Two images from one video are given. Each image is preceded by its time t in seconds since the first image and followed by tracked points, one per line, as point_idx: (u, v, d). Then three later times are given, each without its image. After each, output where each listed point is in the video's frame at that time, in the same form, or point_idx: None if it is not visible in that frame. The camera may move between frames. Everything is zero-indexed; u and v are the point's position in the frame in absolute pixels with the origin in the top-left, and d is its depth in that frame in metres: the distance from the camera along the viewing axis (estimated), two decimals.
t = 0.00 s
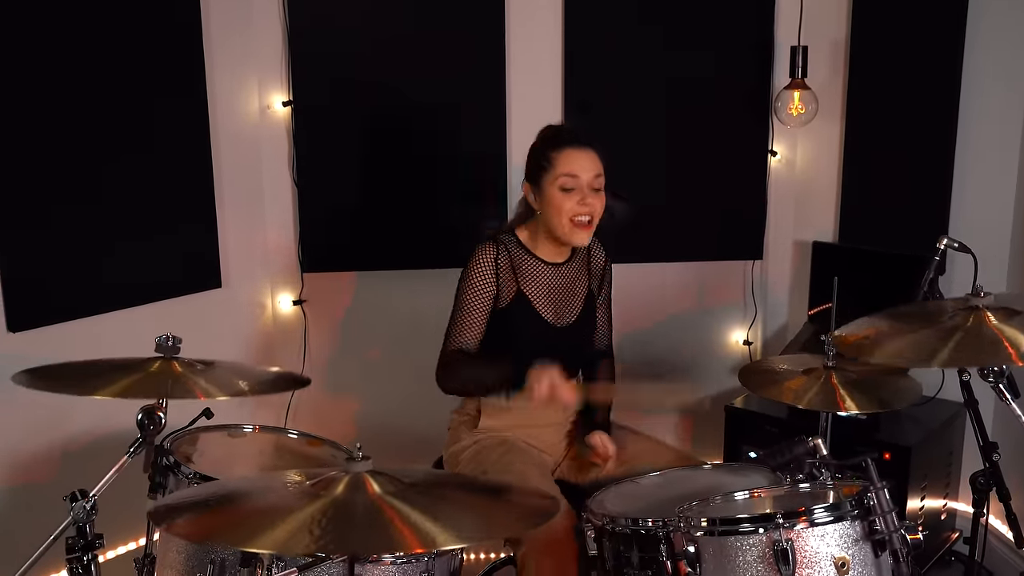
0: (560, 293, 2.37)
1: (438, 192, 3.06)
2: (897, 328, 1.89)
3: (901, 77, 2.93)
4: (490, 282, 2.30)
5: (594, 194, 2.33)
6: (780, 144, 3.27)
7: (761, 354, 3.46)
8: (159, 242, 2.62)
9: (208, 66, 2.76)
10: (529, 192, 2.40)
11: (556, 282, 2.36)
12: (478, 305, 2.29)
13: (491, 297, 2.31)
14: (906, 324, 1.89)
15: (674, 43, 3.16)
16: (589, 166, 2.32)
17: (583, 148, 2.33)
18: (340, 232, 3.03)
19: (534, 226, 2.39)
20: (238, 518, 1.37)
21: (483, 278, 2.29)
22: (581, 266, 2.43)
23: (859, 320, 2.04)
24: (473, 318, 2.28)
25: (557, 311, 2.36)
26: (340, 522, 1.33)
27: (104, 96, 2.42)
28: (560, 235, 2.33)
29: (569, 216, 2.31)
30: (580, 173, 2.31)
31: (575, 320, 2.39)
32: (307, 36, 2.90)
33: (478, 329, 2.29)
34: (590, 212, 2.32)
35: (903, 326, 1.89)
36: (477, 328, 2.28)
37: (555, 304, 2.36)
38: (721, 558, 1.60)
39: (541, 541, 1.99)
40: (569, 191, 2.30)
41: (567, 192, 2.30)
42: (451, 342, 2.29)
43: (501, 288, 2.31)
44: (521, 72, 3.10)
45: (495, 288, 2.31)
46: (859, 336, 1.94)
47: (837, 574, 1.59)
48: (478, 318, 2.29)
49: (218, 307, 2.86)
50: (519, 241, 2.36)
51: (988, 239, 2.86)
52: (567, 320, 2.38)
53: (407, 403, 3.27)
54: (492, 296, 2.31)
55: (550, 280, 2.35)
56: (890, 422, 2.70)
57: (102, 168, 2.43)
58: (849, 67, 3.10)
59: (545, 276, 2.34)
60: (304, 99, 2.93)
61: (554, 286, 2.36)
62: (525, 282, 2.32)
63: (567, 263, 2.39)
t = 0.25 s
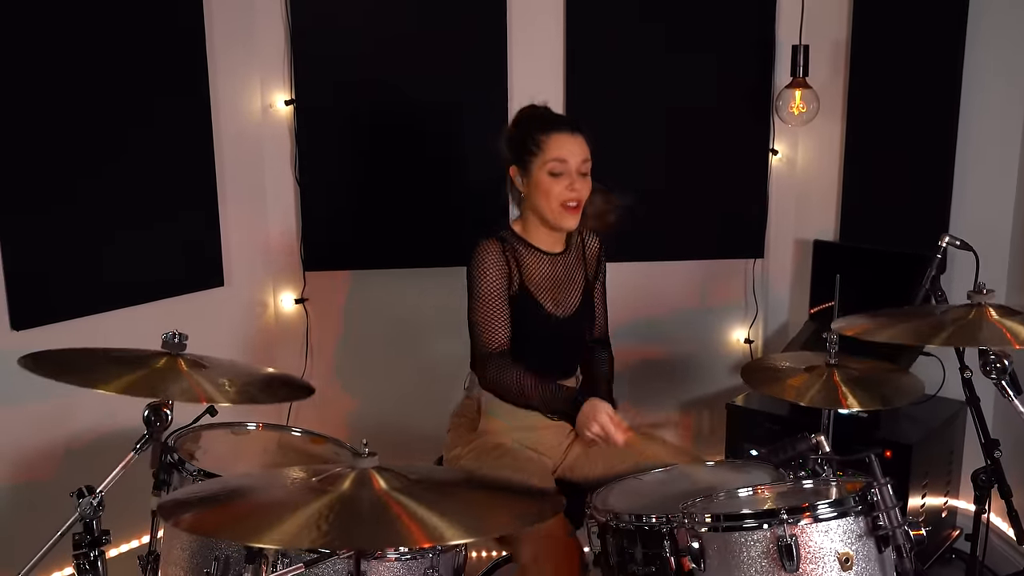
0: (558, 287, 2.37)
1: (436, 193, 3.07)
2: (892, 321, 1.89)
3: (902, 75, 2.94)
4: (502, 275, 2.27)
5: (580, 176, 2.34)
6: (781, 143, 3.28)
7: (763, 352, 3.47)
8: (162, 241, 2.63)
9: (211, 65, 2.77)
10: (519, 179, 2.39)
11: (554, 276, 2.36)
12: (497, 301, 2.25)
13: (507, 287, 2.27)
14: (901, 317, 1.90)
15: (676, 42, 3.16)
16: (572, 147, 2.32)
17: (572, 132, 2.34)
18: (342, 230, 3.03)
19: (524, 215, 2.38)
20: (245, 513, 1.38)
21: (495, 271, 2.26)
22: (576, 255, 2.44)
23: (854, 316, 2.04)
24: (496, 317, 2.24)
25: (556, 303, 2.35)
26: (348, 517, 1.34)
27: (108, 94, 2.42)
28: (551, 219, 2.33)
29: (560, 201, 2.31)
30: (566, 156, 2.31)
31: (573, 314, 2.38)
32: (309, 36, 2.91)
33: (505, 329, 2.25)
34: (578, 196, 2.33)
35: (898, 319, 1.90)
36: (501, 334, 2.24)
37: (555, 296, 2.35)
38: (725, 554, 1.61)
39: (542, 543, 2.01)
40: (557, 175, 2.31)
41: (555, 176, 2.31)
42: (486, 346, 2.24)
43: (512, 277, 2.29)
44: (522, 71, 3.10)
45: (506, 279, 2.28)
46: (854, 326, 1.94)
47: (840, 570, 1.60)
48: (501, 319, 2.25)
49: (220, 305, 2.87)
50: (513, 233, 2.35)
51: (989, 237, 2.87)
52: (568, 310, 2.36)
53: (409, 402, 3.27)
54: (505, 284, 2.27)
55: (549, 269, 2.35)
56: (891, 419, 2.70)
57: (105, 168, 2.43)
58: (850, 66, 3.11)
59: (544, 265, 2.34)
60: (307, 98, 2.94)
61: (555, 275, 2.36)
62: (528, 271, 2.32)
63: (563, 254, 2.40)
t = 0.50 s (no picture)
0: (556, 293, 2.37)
1: (428, 195, 3.07)
2: (900, 323, 1.89)
3: (901, 75, 2.95)
4: (497, 287, 2.24)
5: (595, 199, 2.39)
6: (781, 142, 3.29)
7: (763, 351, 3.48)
8: (164, 240, 2.63)
9: (212, 64, 2.77)
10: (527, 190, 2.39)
11: (552, 283, 2.36)
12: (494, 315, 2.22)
13: (504, 302, 2.25)
14: (908, 318, 1.90)
15: (675, 41, 3.17)
16: (590, 170, 2.36)
17: (592, 153, 2.37)
18: (342, 230, 3.03)
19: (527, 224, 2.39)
20: (251, 510, 1.38)
21: (490, 282, 2.23)
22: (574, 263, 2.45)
23: (857, 317, 2.04)
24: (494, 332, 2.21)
25: (555, 309, 2.37)
26: (354, 513, 1.35)
27: (109, 93, 2.42)
28: (558, 238, 2.37)
29: (576, 225, 2.36)
30: (582, 177, 2.36)
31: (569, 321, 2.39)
32: (310, 35, 2.91)
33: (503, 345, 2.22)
34: (591, 219, 2.38)
35: (904, 321, 1.90)
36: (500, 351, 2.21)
37: (554, 302, 2.36)
38: (728, 550, 1.62)
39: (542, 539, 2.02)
40: (573, 196, 2.35)
41: (570, 198, 2.35)
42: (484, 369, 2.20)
43: (510, 289, 2.27)
44: (523, 71, 3.11)
45: (503, 292, 2.25)
46: (858, 330, 1.94)
47: (844, 565, 1.60)
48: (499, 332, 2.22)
49: (222, 304, 2.87)
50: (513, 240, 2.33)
51: (989, 234, 2.88)
52: (567, 318, 2.38)
53: (410, 401, 3.27)
54: (504, 297, 2.25)
55: (548, 277, 2.35)
56: (891, 417, 2.71)
57: (107, 168, 2.44)
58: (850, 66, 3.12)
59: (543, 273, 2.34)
60: (308, 97, 2.93)
61: (552, 282, 2.36)
62: (526, 280, 2.30)
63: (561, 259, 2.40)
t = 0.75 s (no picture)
0: (568, 285, 2.34)
1: (428, 196, 3.08)
2: (894, 316, 1.90)
3: (898, 75, 2.97)
4: (496, 277, 2.27)
5: (585, 189, 2.29)
6: (778, 142, 3.31)
7: (761, 350, 3.50)
8: (165, 240, 2.63)
9: (212, 64, 2.78)
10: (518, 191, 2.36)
11: (564, 276, 2.33)
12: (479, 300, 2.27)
13: (499, 292, 2.27)
14: (902, 312, 1.90)
15: (674, 41, 3.19)
16: (577, 162, 2.27)
17: (577, 144, 2.29)
18: (343, 230, 3.04)
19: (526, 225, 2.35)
20: (257, 507, 1.39)
21: (490, 272, 2.26)
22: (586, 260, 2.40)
23: (854, 313, 2.05)
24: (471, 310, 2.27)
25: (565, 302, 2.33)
26: (360, 509, 1.36)
27: (110, 92, 2.43)
28: (555, 231, 2.31)
29: (564, 213, 2.27)
30: (565, 170, 2.27)
31: (583, 313, 2.37)
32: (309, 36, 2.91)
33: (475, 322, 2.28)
34: (581, 209, 2.28)
35: (900, 314, 1.90)
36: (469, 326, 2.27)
37: (565, 295, 2.33)
38: (730, 545, 1.63)
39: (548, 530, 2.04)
40: (558, 188, 2.27)
41: (558, 189, 2.27)
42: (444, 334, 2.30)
43: (509, 281, 2.28)
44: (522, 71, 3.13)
45: (501, 282, 2.27)
46: (856, 322, 1.93)
47: (844, 560, 1.62)
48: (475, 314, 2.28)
49: (222, 304, 2.87)
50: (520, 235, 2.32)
51: (984, 233, 2.91)
52: (578, 312, 2.35)
53: (409, 401, 3.28)
54: (501, 287, 2.27)
55: (555, 271, 2.32)
56: (888, 415, 2.73)
57: (109, 169, 2.44)
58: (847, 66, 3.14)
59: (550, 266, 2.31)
60: (307, 97, 2.94)
61: (561, 277, 2.33)
62: (535, 274, 2.29)
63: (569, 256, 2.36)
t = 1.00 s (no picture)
0: (552, 290, 2.36)
1: (422, 198, 3.09)
2: (892, 317, 1.92)
3: (892, 75, 2.99)
4: (473, 270, 2.39)
5: (554, 200, 2.22)
6: (773, 141, 3.33)
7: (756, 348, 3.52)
8: (163, 242, 2.64)
9: (210, 64, 2.78)
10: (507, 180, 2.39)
11: (548, 279, 2.36)
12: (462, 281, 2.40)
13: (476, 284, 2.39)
14: (901, 313, 1.92)
15: (670, 41, 3.20)
16: (542, 171, 2.19)
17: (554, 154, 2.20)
18: (343, 229, 3.05)
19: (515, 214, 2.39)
20: (258, 504, 1.40)
21: (467, 264, 2.39)
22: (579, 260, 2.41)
23: (852, 312, 2.07)
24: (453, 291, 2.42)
25: (545, 304, 2.36)
26: (362, 505, 1.37)
27: (107, 93, 2.43)
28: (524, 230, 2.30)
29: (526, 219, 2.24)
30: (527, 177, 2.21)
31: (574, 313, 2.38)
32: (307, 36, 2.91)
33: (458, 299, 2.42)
34: (548, 220, 2.22)
35: (897, 314, 1.92)
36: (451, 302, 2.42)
37: (548, 298, 2.36)
38: (728, 540, 1.65)
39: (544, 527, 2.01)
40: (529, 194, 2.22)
41: (526, 195, 2.23)
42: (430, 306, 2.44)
43: (485, 276, 2.38)
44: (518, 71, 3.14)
45: (479, 275, 2.39)
46: (853, 324, 1.95)
47: (841, 555, 1.63)
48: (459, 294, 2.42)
49: (220, 303, 2.88)
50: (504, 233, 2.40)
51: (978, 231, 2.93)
52: (561, 314, 2.36)
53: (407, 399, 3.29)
54: (477, 279, 2.39)
55: (537, 273, 2.35)
56: (882, 412, 2.75)
57: (109, 171, 2.45)
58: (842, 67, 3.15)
59: (530, 267, 2.35)
60: (305, 97, 2.94)
61: (544, 279, 2.36)
62: (513, 274, 2.35)
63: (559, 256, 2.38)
